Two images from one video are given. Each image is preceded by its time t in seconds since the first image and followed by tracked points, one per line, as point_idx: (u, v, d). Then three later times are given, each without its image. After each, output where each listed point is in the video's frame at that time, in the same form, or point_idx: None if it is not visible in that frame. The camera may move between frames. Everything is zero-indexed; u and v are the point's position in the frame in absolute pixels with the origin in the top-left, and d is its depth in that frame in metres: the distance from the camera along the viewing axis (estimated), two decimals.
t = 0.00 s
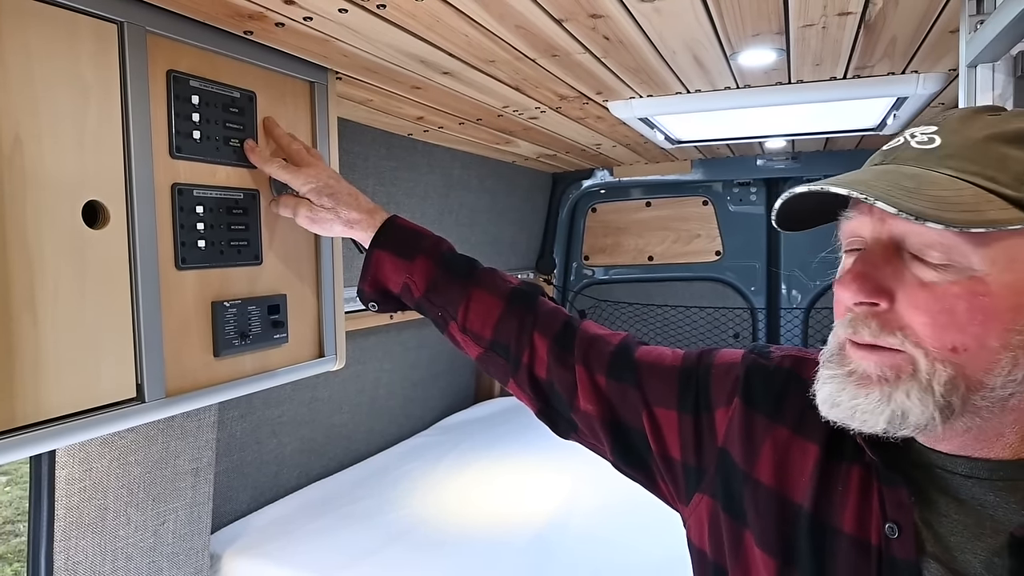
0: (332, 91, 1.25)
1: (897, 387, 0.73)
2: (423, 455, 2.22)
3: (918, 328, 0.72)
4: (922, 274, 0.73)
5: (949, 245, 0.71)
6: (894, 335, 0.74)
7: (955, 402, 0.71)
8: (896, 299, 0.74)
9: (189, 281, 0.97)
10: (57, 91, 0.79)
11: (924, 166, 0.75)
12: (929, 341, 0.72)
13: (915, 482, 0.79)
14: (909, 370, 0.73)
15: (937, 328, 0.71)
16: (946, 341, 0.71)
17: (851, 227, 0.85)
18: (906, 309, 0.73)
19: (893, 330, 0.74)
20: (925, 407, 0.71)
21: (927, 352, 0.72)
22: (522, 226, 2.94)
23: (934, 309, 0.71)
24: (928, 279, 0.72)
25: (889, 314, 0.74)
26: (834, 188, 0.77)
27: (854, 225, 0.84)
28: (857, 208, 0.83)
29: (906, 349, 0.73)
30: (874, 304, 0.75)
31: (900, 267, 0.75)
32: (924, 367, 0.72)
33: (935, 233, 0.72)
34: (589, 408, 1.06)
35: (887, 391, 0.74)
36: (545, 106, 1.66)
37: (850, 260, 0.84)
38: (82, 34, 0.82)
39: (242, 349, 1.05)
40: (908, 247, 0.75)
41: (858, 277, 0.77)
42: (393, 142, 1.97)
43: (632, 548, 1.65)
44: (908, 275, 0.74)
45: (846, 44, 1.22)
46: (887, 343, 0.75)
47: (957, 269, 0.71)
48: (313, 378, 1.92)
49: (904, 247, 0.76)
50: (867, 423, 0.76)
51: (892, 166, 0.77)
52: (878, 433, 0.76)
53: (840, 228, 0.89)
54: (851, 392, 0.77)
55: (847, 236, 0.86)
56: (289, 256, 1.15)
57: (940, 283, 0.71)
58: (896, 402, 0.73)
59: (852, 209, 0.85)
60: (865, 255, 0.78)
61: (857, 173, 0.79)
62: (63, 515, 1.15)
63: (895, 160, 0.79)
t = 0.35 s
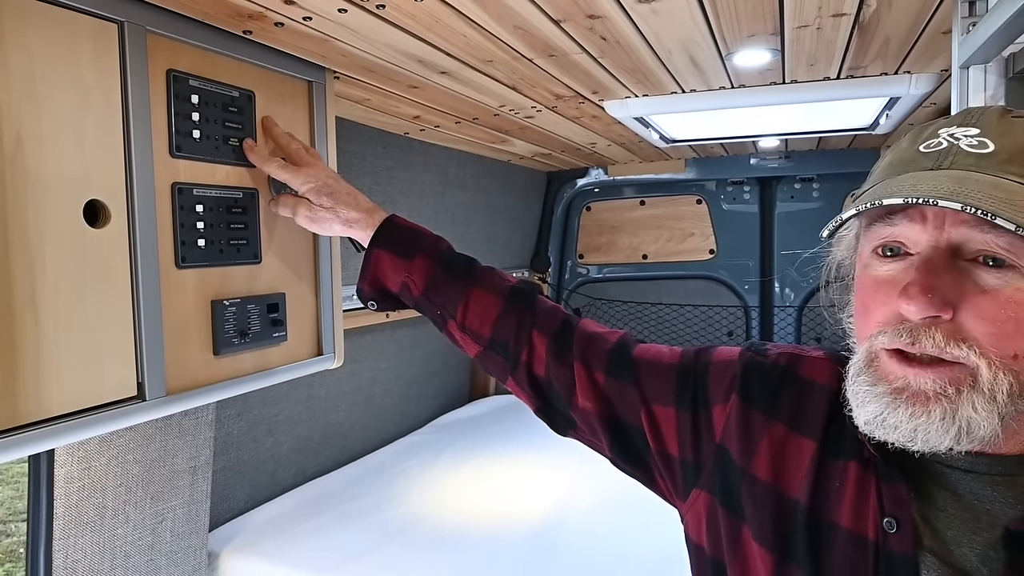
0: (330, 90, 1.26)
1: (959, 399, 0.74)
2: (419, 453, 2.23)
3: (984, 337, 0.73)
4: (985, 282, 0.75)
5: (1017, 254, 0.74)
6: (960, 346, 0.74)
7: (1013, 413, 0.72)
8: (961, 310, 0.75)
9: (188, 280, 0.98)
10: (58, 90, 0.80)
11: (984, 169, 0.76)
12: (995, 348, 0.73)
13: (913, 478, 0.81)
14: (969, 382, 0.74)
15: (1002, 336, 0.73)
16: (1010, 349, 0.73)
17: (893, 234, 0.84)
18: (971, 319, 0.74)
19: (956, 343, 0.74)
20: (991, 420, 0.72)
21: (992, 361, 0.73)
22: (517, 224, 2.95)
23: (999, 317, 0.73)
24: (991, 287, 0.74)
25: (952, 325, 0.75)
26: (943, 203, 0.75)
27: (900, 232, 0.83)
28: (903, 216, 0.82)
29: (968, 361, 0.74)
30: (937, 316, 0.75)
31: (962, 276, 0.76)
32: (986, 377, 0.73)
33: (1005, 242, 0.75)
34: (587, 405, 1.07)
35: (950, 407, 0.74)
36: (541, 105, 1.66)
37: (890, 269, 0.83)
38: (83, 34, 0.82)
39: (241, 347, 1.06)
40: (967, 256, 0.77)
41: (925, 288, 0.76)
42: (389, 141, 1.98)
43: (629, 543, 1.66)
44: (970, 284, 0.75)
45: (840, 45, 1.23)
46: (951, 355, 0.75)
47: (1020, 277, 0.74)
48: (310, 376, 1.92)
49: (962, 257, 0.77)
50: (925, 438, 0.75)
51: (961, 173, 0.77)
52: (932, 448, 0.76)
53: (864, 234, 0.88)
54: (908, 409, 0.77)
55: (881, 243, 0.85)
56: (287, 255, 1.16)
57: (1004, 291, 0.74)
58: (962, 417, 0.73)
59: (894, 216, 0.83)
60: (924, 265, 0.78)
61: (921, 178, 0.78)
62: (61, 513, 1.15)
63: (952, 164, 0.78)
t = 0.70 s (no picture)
0: (326, 91, 1.27)
1: (950, 392, 0.76)
2: (412, 451, 2.24)
3: (968, 329, 0.76)
4: (968, 277, 0.77)
5: (996, 249, 0.77)
6: (946, 338, 0.76)
7: (1001, 402, 0.75)
8: (947, 303, 0.77)
9: (188, 279, 0.99)
10: (60, 92, 0.81)
11: (964, 170, 0.78)
12: (980, 339, 0.75)
13: (897, 470, 0.84)
14: (957, 375, 0.77)
15: (986, 329, 0.75)
16: (994, 341, 0.75)
17: (876, 234, 0.86)
18: (956, 312, 0.76)
19: (944, 334, 0.77)
20: (980, 411, 0.75)
21: (977, 353, 0.75)
22: (508, 223, 2.97)
23: (982, 310, 0.76)
24: (974, 281, 0.77)
25: (938, 318, 0.77)
26: (926, 202, 0.77)
27: (883, 232, 0.85)
28: (886, 216, 0.85)
29: (954, 354, 0.76)
30: (923, 309, 0.77)
31: (946, 273, 0.78)
32: (973, 368, 0.75)
33: (984, 238, 0.77)
34: (581, 402, 1.09)
35: (940, 400, 0.77)
36: (534, 105, 1.68)
37: (875, 267, 0.85)
38: (85, 36, 0.83)
39: (239, 345, 1.07)
40: (948, 252, 0.79)
41: (911, 283, 0.78)
42: (383, 140, 1.99)
43: (622, 538, 1.68)
44: (953, 279, 0.78)
45: (828, 48, 1.26)
46: (939, 347, 0.77)
47: (1001, 271, 0.76)
48: (304, 374, 1.93)
49: (944, 253, 0.80)
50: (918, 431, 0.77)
51: (941, 174, 0.79)
52: (923, 441, 0.78)
53: (848, 235, 0.90)
54: (899, 404, 0.79)
55: (865, 243, 0.88)
56: (284, 254, 1.17)
57: (986, 285, 0.76)
58: (953, 409, 0.75)
59: (877, 217, 0.86)
60: (909, 262, 0.80)
61: (903, 179, 0.81)
62: (59, 511, 1.16)
63: (932, 166, 0.81)
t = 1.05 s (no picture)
0: (306, 88, 1.27)
1: (923, 373, 0.78)
2: (394, 448, 2.25)
3: (937, 313, 0.78)
4: (933, 262, 0.80)
5: (959, 235, 0.80)
6: (917, 323, 0.78)
7: (968, 383, 0.78)
8: (915, 289, 0.79)
9: (166, 275, 0.99)
10: (36, 87, 0.80)
11: (926, 158, 0.82)
12: (947, 322, 0.78)
13: (868, 458, 0.86)
14: (929, 358, 0.79)
15: (953, 312, 0.78)
16: (962, 324, 0.78)
17: (845, 225, 0.88)
18: (925, 297, 0.79)
19: (914, 318, 0.79)
20: (951, 392, 0.77)
21: (946, 336, 0.78)
22: (490, 221, 2.98)
23: (949, 295, 0.78)
24: (939, 267, 0.79)
25: (907, 302, 0.79)
26: (892, 183, 0.80)
27: (852, 223, 0.87)
28: (854, 208, 0.87)
29: (926, 337, 0.78)
30: (892, 294, 0.80)
31: (913, 258, 0.81)
32: (944, 352, 0.78)
33: (946, 224, 0.80)
34: (558, 398, 1.10)
35: (914, 382, 0.78)
36: (514, 104, 1.69)
37: (844, 259, 0.88)
38: (60, 31, 0.83)
39: (218, 342, 1.07)
40: (913, 240, 0.82)
41: (880, 269, 0.81)
42: (363, 138, 1.98)
43: (602, 533, 1.70)
44: (920, 264, 0.80)
45: (802, 48, 1.28)
46: (910, 332, 0.79)
47: (964, 256, 0.79)
48: (284, 373, 1.93)
49: (910, 240, 0.82)
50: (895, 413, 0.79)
51: (904, 162, 0.82)
52: (899, 424, 0.80)
53: (819, 228, 0.92)
54: (875, 387, 0.80)
55: (834, 235, 0.90)
56: (263, 252, 1.17)
57: (951, 270, 0.79)
58: (926, 391, 0.77)
59: (845, 209, 0.88)
60: (877, 250, 0.83)
61: (870, 167, 0.84)
62: (35, 509, 1.15)
63: (895, 156, 0.83)
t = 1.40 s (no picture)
0: (301, 84, 1.27)
1: (916, 364, 0.79)
2: (389, 445, 2.25)
3: (931, 307, 0.79)
4: (927, 257, 0.81)
5: (953, 230, 0.81)
6: (911, 316, 0.79)
7: (961, 374, 0.79)
8: (909, 284, 0.80)
9: (162, 270, 0.99)
10: (32, 81, 0.80)
11: (920, 154, 0.83)
12: (941, 316, 0.79)
13: (862, 450, 0.87)
14: (921, 349, 0.80)
15: (947, 306, 0.79)
16: (955, 317, 0.79)
17: (839, 220, 0.89)
18: (919, 292, 0.80)
19: (908, 313, 0.79)
20: (944, 382, 0.78)
21: (940, 329, 0.79)
22: (484, 219, 2.98)
23: (943, 289, 0.79)
24: (934, 262, 0.80)
25: (902, 297, 0.80)
26: (889, 179, 0.81)
27: (846, 219, 0.88)
28: (849, 203, 0.88)
29: (920, 330, 0.79)
30: (887, 289, 0.81)
31: (908, 254, 0.82)
32: (937, 344, 0.79)
33: (941, 219, 0.81)
34: (554, 392, 1.11)
35: (906, 372, 0.79)
36: (509, 101, 1.69)
37: (839, 254, 0.88)
38: (56, 26, 0.83)
39: (214, 337, 1.07)
40: (908, 234, 0.83)
41: (876, 264, 0.82)
42: (358, 135, 1.99)
43: (598, 527, 1.71)
44: (914, 259, 0.81)
45: (795, 46, 1.29)
46: (904, 326, 0.80)
47: (958, 250, 0.80)
48: (279, 370, 1.93)
49: (904, 235, 0.83)
50: (888, 403, 0.80)
51: (899, 158, 0.83)
52: (892, 413, 0.81)
53: (813, 223, 0.93)
54: (869, 378, 0.81)
55: (828, 230, 0.91)
56: (259, 248, 1.17)
57: (945, 264, 0.80)
58: (919, 381, 0.78)
59: (840, 204, 0.89)
60: (872, 244, 0.84)
61: (865, 164, 0.84)
62: (32, 506, 1.14)
63: (890, 152, 0.84)
